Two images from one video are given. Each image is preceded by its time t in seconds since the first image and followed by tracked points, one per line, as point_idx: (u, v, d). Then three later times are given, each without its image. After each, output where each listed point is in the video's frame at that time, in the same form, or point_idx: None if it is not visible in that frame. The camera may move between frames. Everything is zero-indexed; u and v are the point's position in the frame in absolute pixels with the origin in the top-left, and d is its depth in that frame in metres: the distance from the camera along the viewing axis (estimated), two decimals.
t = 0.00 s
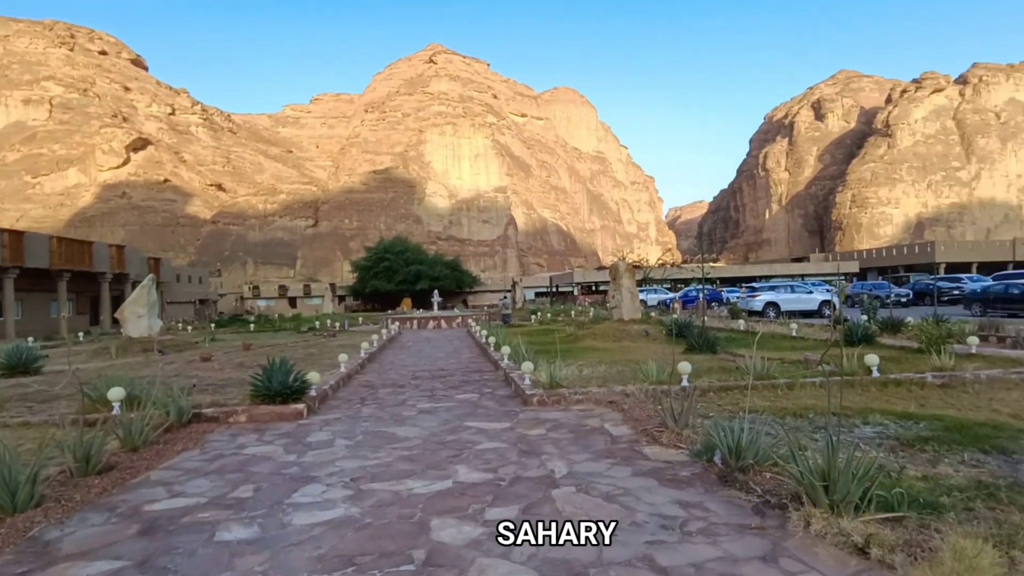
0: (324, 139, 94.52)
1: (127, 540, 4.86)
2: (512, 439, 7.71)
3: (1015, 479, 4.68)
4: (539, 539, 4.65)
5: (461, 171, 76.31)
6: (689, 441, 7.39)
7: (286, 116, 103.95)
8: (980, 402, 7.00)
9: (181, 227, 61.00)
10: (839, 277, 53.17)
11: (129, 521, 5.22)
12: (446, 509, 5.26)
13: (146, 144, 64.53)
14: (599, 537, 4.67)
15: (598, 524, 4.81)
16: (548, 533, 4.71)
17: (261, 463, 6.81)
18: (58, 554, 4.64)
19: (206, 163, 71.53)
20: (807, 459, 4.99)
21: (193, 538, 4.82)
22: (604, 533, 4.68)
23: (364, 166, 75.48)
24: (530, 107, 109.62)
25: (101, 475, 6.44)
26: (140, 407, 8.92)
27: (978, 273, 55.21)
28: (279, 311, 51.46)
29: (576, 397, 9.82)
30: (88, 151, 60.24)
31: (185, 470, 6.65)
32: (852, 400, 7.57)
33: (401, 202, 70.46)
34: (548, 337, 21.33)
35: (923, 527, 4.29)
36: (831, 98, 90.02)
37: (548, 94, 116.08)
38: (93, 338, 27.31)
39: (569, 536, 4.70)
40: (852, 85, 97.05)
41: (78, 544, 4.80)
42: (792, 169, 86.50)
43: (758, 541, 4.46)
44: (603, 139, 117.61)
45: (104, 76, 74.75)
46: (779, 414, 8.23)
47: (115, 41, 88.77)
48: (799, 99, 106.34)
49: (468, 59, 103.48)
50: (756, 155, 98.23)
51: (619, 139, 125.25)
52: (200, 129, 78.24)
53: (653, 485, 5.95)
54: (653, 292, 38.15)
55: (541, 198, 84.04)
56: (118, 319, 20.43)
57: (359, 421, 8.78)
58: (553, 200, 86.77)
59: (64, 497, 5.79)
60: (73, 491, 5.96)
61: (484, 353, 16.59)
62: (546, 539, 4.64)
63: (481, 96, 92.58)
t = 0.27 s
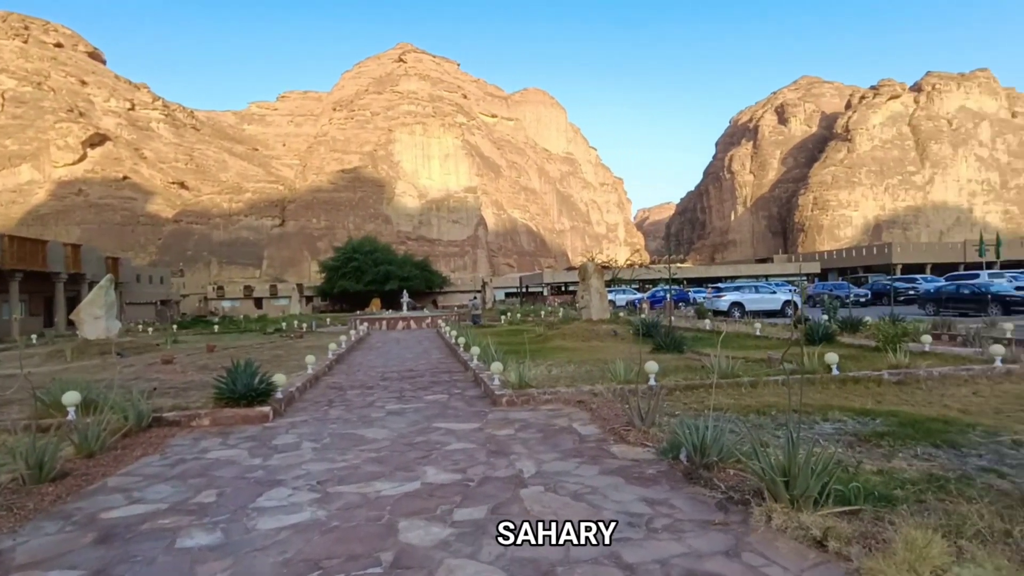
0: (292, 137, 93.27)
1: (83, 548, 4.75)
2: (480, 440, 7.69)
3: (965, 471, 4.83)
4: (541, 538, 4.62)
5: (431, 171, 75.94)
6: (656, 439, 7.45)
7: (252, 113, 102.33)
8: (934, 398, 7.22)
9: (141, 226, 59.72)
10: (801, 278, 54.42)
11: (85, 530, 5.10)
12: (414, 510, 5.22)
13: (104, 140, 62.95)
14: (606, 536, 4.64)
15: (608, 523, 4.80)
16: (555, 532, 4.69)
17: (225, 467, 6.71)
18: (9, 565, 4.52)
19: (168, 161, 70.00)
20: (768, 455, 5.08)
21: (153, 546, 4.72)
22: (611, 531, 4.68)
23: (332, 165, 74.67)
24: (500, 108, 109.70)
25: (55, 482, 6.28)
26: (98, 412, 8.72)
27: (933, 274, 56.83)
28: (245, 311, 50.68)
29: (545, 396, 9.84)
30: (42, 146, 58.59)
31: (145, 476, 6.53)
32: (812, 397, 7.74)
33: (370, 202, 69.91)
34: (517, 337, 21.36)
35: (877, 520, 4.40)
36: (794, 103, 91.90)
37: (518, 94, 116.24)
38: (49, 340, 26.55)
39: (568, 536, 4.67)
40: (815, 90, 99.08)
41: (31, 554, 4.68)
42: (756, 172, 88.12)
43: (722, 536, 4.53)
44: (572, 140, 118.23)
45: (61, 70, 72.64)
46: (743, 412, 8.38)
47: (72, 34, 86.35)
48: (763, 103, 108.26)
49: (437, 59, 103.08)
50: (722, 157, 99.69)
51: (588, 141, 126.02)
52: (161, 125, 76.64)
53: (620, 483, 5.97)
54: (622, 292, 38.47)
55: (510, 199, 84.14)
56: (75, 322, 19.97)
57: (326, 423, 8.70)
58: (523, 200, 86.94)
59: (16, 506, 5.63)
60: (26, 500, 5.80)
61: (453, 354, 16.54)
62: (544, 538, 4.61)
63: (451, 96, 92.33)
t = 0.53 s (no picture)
0: (263, 135, 92.03)
1: (43, 556, 4.65)
2: (454, 440, 7.66)
3: (924, 466, 4.97)
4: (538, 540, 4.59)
5: (405, 171, 75.46)
6: (628, 439, 7.46)
7: (222, 110, 100.78)
8: (896, 396, 7.40)
9: (105, 224, 58.54)
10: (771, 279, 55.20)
11: (45, 538, 5.00)
12: (387, 512, 5.18)
13: (67, 136, 61.46)
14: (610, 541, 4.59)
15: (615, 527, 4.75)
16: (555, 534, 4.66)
17: (193, 471, 6.63)
18: None
19: (133, 158, 68.50)
20: (736, 453, 5.13)
21: (117, 553, 4.63)
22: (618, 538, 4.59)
23: (304, 163, 73.85)
24: (475, 108, 109.58)
25: (14, 488, 6.12)
26: (60, 415, 8.53)
27: (898, 275, 58.17)
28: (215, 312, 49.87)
29: (519, 396, 9.83)
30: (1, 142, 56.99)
31: (110, 481, 6.42)
32: (781, 396, 7.87)
33: (344, 201, 69.31)
34: (490, 337, 21.34)
35: (841, 514, 4.48)
36: (764, 107, 93.32)
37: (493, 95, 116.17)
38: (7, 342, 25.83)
39: (563, 536, 4.65)
40: (784, 94, 100.75)
41: None
42: (727, 174, 89.32)
43: (691, 533, 4.57)
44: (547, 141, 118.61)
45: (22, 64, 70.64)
46: (713, 410, 8.49)
47: (34, 26, 84.04)
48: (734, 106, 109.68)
49: (412, 58, 102.56)
50: (694, 159, 100.79)
51: (563, 141, 126.41)
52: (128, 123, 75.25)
53: (591, 482, 5.99)
54: (596, 293, 38.66)
55: (485, 199, 84.13)
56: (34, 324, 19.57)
57: (298, 425, 8.65)
58: (498, 201, 86.97)
59: None
60: None
61: (427, 355, 16.48)
62: (538, 538, 4.60)
63: (425, 95, 91.94)
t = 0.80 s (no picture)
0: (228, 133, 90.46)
1: None
2: (422, 441, 7.51)
3: (879, 460, 5.11)
4: (535, 540, 4.39)
5: (373, 170, 74.85)
6: (595, 438, 7.30)
7: (184, 107, 98.79)
8: (852, 393, 7.60)
9: (60, 223, 57.15)
10: (735, 279, 56.17)
11: None
12: (352, 516, 5.03)
13: (20, 131, 59.62)
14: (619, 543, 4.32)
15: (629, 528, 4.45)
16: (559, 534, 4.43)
17: (151, 478, 6.48)
18: None
19: (90, 154, 66.70)
20: (699, 450, 5.13)
21: (69, 563, 4.47)
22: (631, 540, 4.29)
23: (270, 162, 72.75)
24: (444, 108, 109.24)
25: None
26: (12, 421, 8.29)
27: (856, 276, 59.64)
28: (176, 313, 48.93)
29: (487, 397, 9.73)
30: None
31: (63, 489, 6.26)
32: (742, 394, 8.02)
33: (310, 201, 68.48)
34: (459, 338, 21.28)
35: (800, 508, 4.53)
36: (728, 111, 94.90)
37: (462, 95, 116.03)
38: None
39: (554, 535, 4.44)
40: (748, 98, 102.45)
41: None
42: (693, 176, 90.63)
43: (658, 530, 4.52)
44: (516, 142, 118.87)
45: None
46: (677, 409, 8.58)
47: None
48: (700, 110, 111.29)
49: (380, 57, 101.82)
50: (661, 162, 101.96)
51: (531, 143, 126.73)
52: (82, 116, 72.52)
53: (559, 482, 5.84)
54: (565, 293, 38.85)
55: (454, 200, 83.97)
56: None
57: (262, 428, 8.52)
58: (467, 202, 86.88)
59: None
60: None
61: (395, 356, 16.37)
62: (532, 538, 4.41)
63: (394, 95, 91.38)
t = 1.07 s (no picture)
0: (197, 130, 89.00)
1: None
2: (394, 443, 7.36)
3: (843, 456, 5.22)
4: (536, 542, 4.29)
5: (346, 170, 74.20)
6: (567, 437, 7.13)
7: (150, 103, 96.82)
8: (819, 391, 7.75)
9: (19, 222, 55.94)
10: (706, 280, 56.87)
11: None
12: (323, 519, 4.89)
13: None
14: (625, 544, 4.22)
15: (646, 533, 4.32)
16: (562, 533, 4.34)
17: (115, 483, 6.33)
18: None
19: (51, 150, 64.92)
20: (669, 448, 5.08)
21: (27, 572, 4.32)
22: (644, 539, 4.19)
23: (240, 161, 71.43)
24: (418, 108, 108.82)
25: None
26: None
27: (824, 277, 60.78)
28: (142, 314, 47.98)
29: (460, 398, 9.66)
30: None
31: (23, 496, 6.10)
32: (711, 392, 8.13)
33: (281, 200, 67.63)
34: (433, 339, 21.22)
35: (767, 504, 4.55)
36: (700, 113, 95.99)
37: (436, 95, 115.75)
38: None
39: (547, 536, 4.34)
40: (719, 101, 103.78)
41: None
42: (665, 178, 91.54)
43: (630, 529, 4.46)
44: (490, 143, 118.83)
45: None
46: (649, 408, 8.63)
47: None
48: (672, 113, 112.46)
49: (353, 55, 101.01)
50: (633, 164, 102.76)
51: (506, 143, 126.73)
52: (43, 112, 70.06)
53: (532, 481, 5.68)
54: (539, 294, 38.95)
55: (427, 200, 83.67)
56: None
57: (230, 432, 8.40)
58: (441, 202, 86.67)
59: None
60: None
61: (368, 357, 16.26)
62: (525, 538, 4.32)
63: (367, 94, 90.73)
